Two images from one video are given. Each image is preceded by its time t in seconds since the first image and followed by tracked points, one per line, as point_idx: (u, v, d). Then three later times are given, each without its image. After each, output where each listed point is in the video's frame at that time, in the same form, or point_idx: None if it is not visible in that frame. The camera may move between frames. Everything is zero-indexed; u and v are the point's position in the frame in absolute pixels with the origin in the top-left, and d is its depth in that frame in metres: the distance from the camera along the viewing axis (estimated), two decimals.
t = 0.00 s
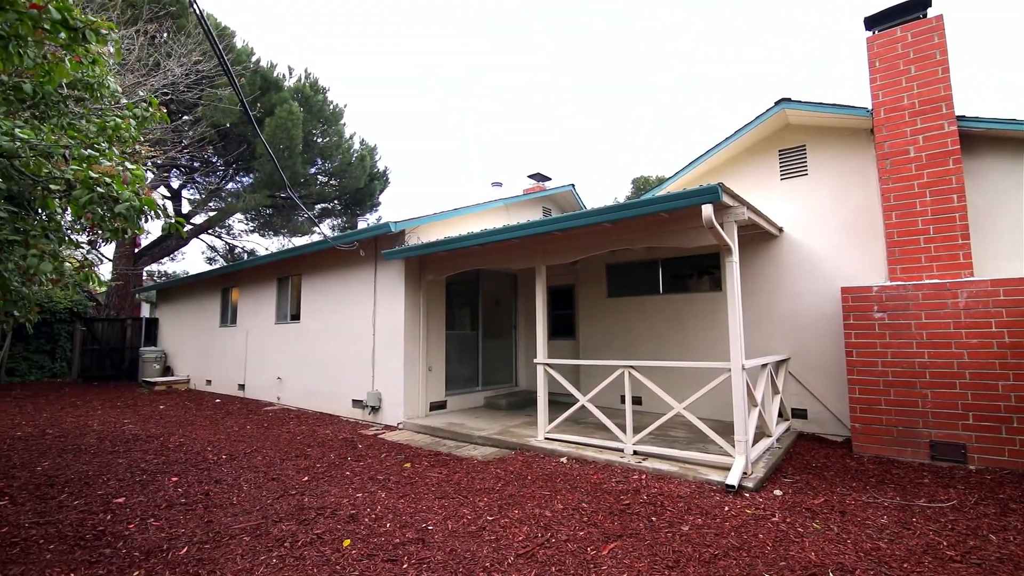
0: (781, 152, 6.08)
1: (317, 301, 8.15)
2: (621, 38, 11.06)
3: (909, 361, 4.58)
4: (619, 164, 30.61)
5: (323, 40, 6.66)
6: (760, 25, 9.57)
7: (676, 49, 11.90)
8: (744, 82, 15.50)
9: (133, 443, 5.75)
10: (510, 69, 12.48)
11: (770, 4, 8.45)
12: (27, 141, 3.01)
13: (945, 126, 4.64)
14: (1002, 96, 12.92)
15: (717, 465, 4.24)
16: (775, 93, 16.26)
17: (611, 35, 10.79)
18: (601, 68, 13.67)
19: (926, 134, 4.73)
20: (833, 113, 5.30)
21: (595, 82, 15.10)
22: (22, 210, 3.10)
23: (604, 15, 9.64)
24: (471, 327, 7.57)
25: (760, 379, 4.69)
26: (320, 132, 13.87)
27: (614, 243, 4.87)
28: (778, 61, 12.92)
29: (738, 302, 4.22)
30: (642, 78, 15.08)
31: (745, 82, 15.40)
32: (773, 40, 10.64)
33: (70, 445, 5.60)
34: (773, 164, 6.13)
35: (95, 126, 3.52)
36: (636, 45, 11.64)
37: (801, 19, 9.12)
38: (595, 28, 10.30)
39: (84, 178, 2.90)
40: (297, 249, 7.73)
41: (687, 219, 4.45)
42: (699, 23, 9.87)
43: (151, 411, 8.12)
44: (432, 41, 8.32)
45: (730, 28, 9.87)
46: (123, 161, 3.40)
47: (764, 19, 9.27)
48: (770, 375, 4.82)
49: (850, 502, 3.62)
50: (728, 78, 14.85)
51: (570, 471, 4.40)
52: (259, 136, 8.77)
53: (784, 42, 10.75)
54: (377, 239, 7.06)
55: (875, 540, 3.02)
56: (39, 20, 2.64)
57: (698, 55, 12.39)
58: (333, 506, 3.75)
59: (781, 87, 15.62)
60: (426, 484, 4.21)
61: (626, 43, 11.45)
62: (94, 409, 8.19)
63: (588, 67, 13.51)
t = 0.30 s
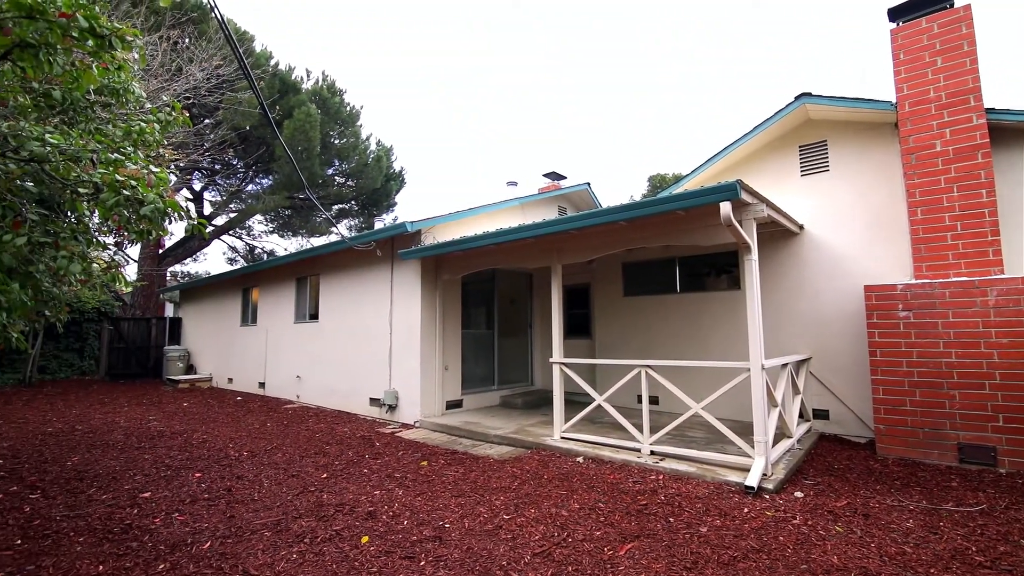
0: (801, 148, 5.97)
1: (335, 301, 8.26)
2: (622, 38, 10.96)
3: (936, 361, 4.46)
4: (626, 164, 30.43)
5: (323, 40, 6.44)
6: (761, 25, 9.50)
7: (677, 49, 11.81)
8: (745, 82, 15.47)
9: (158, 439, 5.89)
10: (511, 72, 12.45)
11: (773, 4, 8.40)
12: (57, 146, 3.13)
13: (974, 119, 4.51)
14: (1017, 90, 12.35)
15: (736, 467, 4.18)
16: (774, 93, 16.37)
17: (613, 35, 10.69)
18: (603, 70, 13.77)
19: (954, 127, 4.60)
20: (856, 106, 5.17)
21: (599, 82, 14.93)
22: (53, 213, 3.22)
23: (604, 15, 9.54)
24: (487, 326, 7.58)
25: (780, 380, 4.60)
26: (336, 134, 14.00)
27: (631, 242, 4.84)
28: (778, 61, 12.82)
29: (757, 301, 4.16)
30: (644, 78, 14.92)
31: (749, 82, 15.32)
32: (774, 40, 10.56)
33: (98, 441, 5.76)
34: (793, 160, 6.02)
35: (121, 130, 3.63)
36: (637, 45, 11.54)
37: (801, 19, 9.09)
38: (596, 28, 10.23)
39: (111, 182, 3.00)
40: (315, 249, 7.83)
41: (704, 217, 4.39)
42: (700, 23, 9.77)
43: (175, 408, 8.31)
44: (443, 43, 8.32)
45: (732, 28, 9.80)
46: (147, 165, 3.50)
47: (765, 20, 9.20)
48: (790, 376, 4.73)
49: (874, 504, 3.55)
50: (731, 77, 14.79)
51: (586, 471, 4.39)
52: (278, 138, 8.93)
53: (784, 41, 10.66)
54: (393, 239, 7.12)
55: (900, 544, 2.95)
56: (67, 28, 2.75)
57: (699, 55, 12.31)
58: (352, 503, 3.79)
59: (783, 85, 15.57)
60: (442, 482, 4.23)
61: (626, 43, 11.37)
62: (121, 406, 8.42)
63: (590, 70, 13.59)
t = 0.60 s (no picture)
0: (821, 142, 5.85)
1: (351, 298, 8.34)
2: (628, 38, 10.90)
3: (961, 360, 4.35)
4: (634, 164, 30.30)
5: (336, 40, 6.40)
6: (765, 25, 9.43)
7: (684, 48, 11.63)
8: (753, 82, 15.35)
9: (181, 434, 6.02)
10: (522, 74, 12.51)
11: (772, 4, 8.33)
12: (83, 149, 3.22)
13: (1002, 110, 4.37)
14: None
15: (754, 466, 4.13)
16: (781, 93, 16.71)
17: (618, 35, 10.65)
18: (608, 71, 13.76)
19: (981, 118, 4.47)
20: (879, 99, 5.05)
21: (606, 81, 14.82)
22: (78, 214, 3.29)
23: (606, 15, 9.49)
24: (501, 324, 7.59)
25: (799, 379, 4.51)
26: (353, 134, 14.12)
27: (647, 239, 4.79)
28: (789, 61, 12.87)
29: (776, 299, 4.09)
30: (652, 77, 14.76)
31: (756, 82, 15.24)
32: (786, 40, 10.56)
33: (124, 436, 5.90)
34: (813, 154, 5.91)
35: (144, 133, 3.72)
36: (646, 44, 11.43)
37: (802, 19, 9.15)
38: (600, 29, 10.19)
39: (135, 183, 3.06)
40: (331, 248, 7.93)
41: (721, 213, 4.34)
42: (702, 23, 9.70)
43: (197, 404, 8.48)
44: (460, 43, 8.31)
45: (735, 28, 9.75)
46: (170, 166, 3.58)
47: (767, 20, 9.13)
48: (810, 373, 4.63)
49: (897, 505, 3.47)
50: (738, 77, 14.70)
51: (601, 469, 4.37)
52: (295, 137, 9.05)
53: (797, 41, 10.67)
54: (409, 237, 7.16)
55: (924, 546, 2.88)
56: (93, 33, 2.81)
57: (707, 55, 12.17)
58: (369, 499, 3.83)
59: (791, 83, 15.37)
60: (457, 479, 4.26)
61: (634, 42, 11.27)
62: (145, 401, 8.63)
63: (597, 70, 13.57)
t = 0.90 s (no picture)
0: (843, 135, 5.73)
1: (367, 296, 8.43)
2: (628, 38, 10.71)
3: (989, 358, 4.22)
4: (640, 164, 30.19)
5: (348, 40, 6.38)
6: (764, 25, 9.45)
7: (685, 48, 11.55)
8: (756, 82, 15.29)
9: (203, 429, 6.16)
10: (517, 76, 11.62)
11: (772, 3, 8.34)
12: (108, 151, 3.29)
13: None
14: None
15: (773, 465, 4.08)
16: (782, 92, 16.59)
17: (618, 35, 10.45)
18: (608, 74, 13.48)
19: (1011, 109, 4.32)
20: (903, 89, 4.92)
21: (606, 82, 14.26)
22: (104, 214, 3.38)
23: (605, 14, 9.24)
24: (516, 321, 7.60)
25: (819, 377, 4.45)
26: (368, 133, 14.23)
27: (663, 235, 4.75)
28: (790, 61, 12.91)
29: (796, 296, 4.02)
30: (654, 76, 14.33)
31: (756, 82, 15.17)
32: (786, 40, 10.59)
33: (149, 431, 6.05)
34: (833, 148, 5.79)
35: (165, 135, 3.80)
36: (646, 45, 11.30)
37: (803, 20, 9.21)
38: (600, 29, 9.92)
39: (157, 183, 3.12)
40: (347, 246, 8.02)
41: (739, 209, 4.28)
42: (702, 23, 9.65)
43: (218, 400, 8.66)
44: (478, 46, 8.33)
45: (735, 28, 9.70)
46: (191, 167, 3.64)
47: (766, 19, 9.16)
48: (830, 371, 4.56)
49: (922, 507, 3.40)
50: (739, 77, 14.49)
51: (617, 467, 4.35)
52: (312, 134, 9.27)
53: (798, 41, 10.71)
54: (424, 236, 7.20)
55: (950, 549, 2.82)
56: (117, 38, 2.86)
57: (706, 55, 12.11)
58: (387, 494, 3.88)
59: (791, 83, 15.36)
60: (473, 475, 4.30)
61: (634, 42, 11.09)
62: (169, 397, 8.84)
63: (595, 72, 13.23)
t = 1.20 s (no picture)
0: (865, 128, 5.61)
1: (383, 294, 8.50)
2: (634, 39, 10.51)
3: (1018, 357, 4.09)
4: (649, 163, 30.04)
5: (366, 40, 6.44)
6: (771, 25, 9.53)
7: (693, 48, 11.39)
8: (761, 82, 15.20)
9: (224, 425, 6.28)
10: (525, 77, 11.40)
11: (773, 3, 8.38)
12: (131, 152, 3.37)
13: None
14: None
15: (792, 465, 4.02)
16: (789, 92, 16.56)
17: (624, 35, 10.23)
18: (614, 74, 13.21)
19: None
20: (928, 80, 4.79)
21: (612, 80, 13.78)
22: (128, 214, 3.46)
23: (610, 15, 9.03)
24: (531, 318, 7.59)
25: (840, 376, 4.35)
26: (382, 132, 14.29)
27: (679, 232, 4.69)
28: (796, 61, 12.82)
29: (816, 292, 3.95)
30: (659, 77, 14.13)
31: (762, 82, 15.12)
32: (792, 40, 10.61)
33: (172, 425, 6.19)
34: (854, 142, 5.68)
35: (186, 136, 3.88)
36: (652, 45, 11.13)
37: (811, 20, 9.37)
38: (606, 29, 9.73)
39: (179, 184, 3.19)
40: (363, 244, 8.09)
41: (757, 204, 4.21)
42: (709, 24, 9.57)
43: (238, 396, 8.82)
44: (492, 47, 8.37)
45: (742, 28, 9.72)
46: (211, 167, 3.72)
47: (773, 19, 9.22)
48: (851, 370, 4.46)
49: (948, 508, 3.32)
50: (746, 77, 14.44)
51: (633, 465, 4.33)
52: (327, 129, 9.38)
53: (804, 41, 10.73)
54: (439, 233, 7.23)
55: (976, 552, 2.75)
56: (138, 41, 2.94)
57: (712, 56, 12.05)
58: (404, 490, 3.91)
59: (798, 81, 15.01)
60: (489, 471, 4.32)
61: (640, 42, 10.92)
62: (191, 393, 9.03)
63: (601, 72, 12.87)
